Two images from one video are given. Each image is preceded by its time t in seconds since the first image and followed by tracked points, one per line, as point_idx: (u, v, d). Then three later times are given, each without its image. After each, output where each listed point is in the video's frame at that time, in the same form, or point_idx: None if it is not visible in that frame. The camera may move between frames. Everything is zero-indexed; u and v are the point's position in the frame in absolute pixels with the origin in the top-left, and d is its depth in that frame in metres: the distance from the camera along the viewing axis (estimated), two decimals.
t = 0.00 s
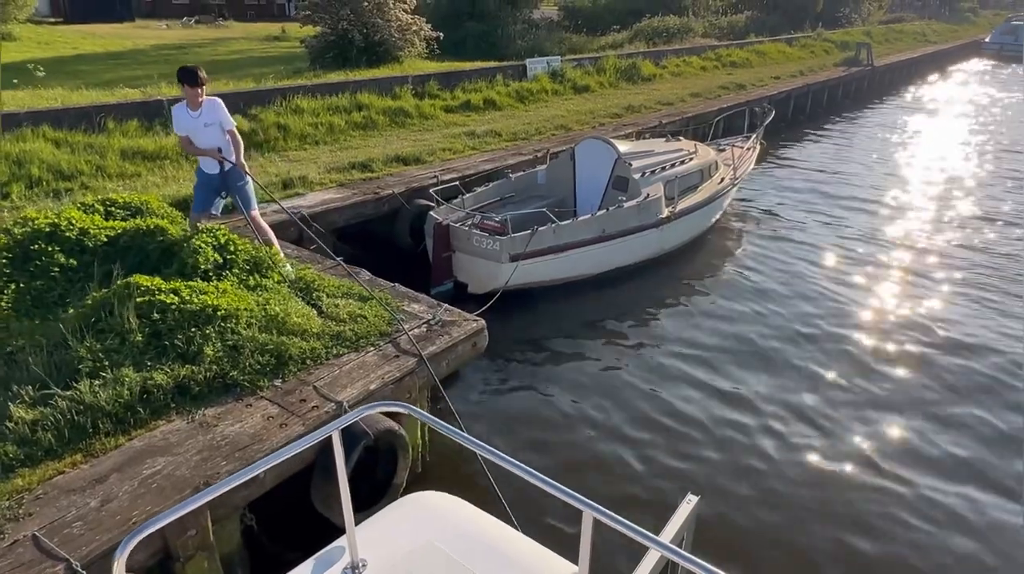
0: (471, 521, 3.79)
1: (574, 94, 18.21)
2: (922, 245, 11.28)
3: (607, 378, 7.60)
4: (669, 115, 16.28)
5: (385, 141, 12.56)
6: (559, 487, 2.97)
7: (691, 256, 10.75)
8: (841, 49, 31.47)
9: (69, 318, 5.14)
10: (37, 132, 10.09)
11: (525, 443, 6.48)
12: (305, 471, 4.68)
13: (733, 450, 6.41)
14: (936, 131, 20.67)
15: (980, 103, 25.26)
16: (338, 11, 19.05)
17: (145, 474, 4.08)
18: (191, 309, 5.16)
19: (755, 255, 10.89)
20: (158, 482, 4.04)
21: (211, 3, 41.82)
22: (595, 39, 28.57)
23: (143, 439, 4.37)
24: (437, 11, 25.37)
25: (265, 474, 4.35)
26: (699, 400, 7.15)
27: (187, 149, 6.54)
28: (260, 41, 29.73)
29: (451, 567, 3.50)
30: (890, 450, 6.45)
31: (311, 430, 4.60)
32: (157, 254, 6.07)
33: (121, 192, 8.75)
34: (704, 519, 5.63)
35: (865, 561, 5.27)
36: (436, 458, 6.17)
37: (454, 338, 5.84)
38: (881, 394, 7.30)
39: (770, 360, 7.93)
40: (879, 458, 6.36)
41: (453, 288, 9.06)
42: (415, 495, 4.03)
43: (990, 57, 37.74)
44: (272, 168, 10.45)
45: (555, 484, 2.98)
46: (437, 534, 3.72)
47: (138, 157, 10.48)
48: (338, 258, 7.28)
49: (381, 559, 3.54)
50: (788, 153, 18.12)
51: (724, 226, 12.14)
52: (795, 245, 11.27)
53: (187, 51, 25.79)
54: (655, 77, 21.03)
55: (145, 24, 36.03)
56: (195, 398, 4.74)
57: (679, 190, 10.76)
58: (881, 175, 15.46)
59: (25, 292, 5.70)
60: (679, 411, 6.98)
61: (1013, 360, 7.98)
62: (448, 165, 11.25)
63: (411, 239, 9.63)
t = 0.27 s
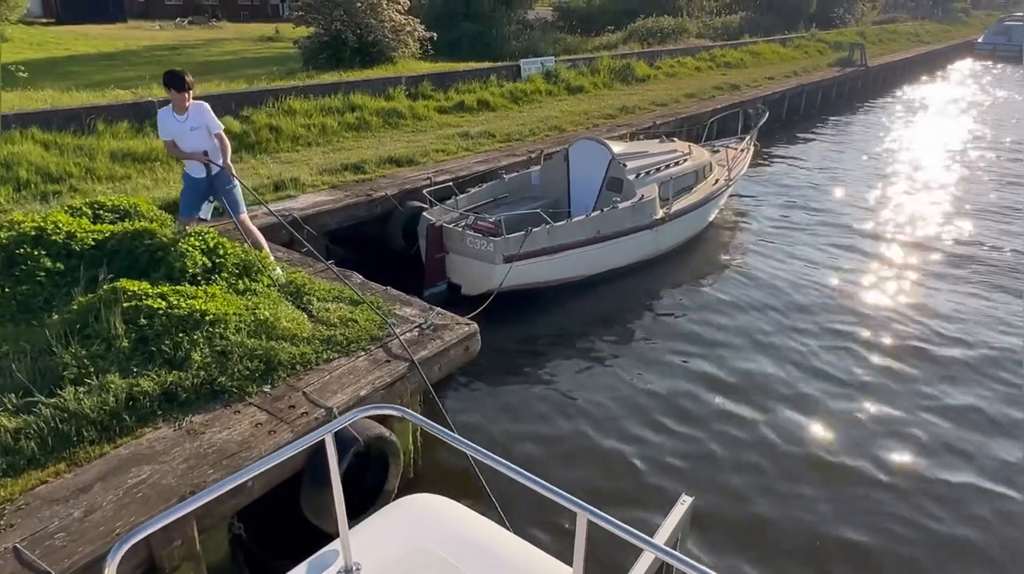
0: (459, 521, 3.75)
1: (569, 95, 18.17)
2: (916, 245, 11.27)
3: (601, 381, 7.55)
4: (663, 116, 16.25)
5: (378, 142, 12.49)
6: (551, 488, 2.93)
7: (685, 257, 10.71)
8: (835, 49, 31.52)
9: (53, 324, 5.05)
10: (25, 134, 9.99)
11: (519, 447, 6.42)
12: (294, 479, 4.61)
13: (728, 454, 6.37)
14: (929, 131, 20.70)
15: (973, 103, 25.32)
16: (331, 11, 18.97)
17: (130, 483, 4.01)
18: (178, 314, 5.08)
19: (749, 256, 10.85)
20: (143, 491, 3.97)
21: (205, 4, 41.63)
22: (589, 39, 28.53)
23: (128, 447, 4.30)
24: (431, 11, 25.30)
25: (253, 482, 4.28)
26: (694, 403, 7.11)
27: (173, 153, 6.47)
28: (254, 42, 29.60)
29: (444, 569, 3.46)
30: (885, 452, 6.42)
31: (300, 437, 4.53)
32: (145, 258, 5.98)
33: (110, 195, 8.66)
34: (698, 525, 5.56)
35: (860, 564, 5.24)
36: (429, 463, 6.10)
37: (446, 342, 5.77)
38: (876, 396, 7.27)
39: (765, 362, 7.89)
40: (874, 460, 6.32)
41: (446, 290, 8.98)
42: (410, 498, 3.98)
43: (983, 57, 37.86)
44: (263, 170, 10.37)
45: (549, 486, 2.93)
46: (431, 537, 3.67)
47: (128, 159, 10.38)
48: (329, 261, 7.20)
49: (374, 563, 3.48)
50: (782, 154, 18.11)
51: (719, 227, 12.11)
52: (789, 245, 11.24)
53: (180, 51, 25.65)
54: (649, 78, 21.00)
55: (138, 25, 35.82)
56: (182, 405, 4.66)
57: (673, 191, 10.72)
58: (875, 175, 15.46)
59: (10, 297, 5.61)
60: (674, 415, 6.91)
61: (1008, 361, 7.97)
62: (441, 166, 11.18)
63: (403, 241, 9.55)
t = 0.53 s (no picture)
0: (451, 523, 3.70)
1: (563, 95, 18.11)
2: (911, 245, 11.25)
3: (595, 383, 7.49)
4: (657, 116, 16.21)
5: (371, 143, 12.41)
6: (546, 492, 2.89)
7: (680, 259, 10.66)
8: (829, 49, 31.53)
9: (36, 330, 4.96)
10: (13, 135, 9.87)
11: (512, 451, 6.36)
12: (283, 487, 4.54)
13: (722, 456, 6.32)
14: (923, 130, 20.71)
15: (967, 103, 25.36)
16: (324, 11, 18.86)
17: (114, 494, 3.93)
18: (165, 320, 5.00)
19: (744, 257, 10.81)
20: (127, 502, 3.89)
21: (198, 4, 41.38)
22: (583, 39, 28.47)
23: (112, 456, 4.21)
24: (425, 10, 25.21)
25: (240, 491, 4.20)
26: (688, 405, 7.06)
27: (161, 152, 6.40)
28: (248, 42, 29.45)
29: (438, 573, 3.41)
30: (881, 455, 6.38)
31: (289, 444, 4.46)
32: (131, 261, 5.89)
33: (99, 197, 8.56)
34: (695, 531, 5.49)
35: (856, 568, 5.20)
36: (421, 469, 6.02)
37: (438, 347, 5.71)
38: (872, 397, 7.22)
39: (761, 362, 7.84)
40: (870, 462, 6.28)
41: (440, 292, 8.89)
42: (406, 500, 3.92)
43: (975, 57, 37.96)
44: (255, 172, 10.27)
45: (545, 491, 2.89)
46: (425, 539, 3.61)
47: (118, 161, 10.27)
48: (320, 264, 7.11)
49: (367, 567, 3.43)
50: (777, 154, 18.09)
51: (713, 227, 12.06)
52: (784, 246, 11.21)
53: (173, 51, 25.47)
54: (644, 78, 20.96)
55: (130, 25, 35.59)
56: (168, 412, 4.58)
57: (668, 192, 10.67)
58: (869, 175, 15.45)
59: None
60: (669, 418, 6.85)
61: (1002, 361, 7.95)
62: (435, 167, 11.11)
63: (396, 243, 9.45)
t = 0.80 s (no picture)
0: (447, 522, 3.64)
1: (557, 94, 18.05)
2: (906, 244, 11.23)
3: (590, 385, 7.43)
4: (652, 116, 16.17)
5: (364, 144, 12.33)
6: (543, 492, 2.83)
7: (675, 259, 10.61)
8: (823, 48, 31.54)
9: (21, 334, 4.87)
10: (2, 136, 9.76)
11: (507, 454, 6.30)
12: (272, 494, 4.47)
13: (719, 458, 6.27)
14: (918, 129, 20.72)
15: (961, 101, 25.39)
16: (317, 11, 18.75)
17: (98, 503, 3.85)
18: (152, 324, 4.92)
19: (740, 256, 10.77)
20: (112, 511, 3.81)
21: (191, 3, 41.16)
22: (578, 39, 28.41)
23: (98, 464, 4.14)
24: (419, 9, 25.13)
25: (228, 499, 4.13)
26: (684, 406, 7.01)
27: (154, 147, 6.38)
28: (241, 41, 29.28)
29: None
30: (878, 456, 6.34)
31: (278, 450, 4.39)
32: (119, 264, 5.81)
33: (88, 199, 8.46)
34: (691, 535, 5.43)
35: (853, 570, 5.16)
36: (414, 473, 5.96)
37: (431, 350, 5.64)
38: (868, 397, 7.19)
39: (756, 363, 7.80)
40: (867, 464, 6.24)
41: (434, 294, 8.82)
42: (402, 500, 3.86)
43: (969, 56, 38.04)
44: (247, 173, 10.18)
45: (541, 490, 2.84)
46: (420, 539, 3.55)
47: (108, 162, 10.17)
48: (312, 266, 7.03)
49: (362, 568, 3.37)
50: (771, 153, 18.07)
51: (709, 227, 12.02)
52: (779, 245, 11.17)
53: (165, 51, 25.30)
54: (638, 77, 20.91)
55: (122, 24, 35.37)
56: (156, 418, 4.51)
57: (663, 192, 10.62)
58: (864, 174, 15.43)
59: None
60: (666, 419, 6.79)
61: (998, 360, 7.92)
62: (428, 167, 11.03)
63: (389, 244, 9.39)
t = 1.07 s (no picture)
0: (444, 521, 3.58)
1: (552, 94, 17.99)
2: (901, 243, 11.22)
3: (586, 385, 7.38)
4: (647, 115, 16.13)
5: (357, 144, 12.25)
6: (538, 489, 2.79)
7: (670, 259, 10.57)
8: (817, 48, 31.56)
9: (7, 339, 4.80)
10: None
11: (502, 455, 6.24)
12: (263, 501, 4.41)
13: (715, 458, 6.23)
14: (912, 128, 20.73)
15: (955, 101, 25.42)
16: (311, 10, 18.65)
17: (84, 511, 3.78)
18: (141, 328, 4.85)
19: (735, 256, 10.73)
20: (98, 519, 3.75)
21: (184, 3, 40.95)
22: (573, 39, 28.34)
23: (84, 472, 4.07)
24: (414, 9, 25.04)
25: (217, 506, 4.07)
26: (680, 406, 6.96)
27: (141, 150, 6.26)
28: (234, 41, 29.12)
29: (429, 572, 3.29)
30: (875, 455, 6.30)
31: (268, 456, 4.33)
32: (107, 267, 5.74)
33: (78, 201, 8.37)
34: (688, 534, 5.39)
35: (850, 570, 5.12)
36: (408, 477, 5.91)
37: (423, 353, 5.58)
38: (865, 397, 7.16)
39: (752, 362, 7.76)
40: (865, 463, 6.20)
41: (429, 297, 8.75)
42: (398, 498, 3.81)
43: (962, 55, 38.13)
44: (239, 173, 10.10)
45: (537, 488, 2.79)
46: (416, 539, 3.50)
47: (99, 163, 10.07)
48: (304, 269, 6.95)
49: (357, 568, 3.31)
50: (766, 153, 18.05)
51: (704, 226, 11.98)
52: (775, 245, 11.14)
53: (158, 51, 25.13)
54: (633, 77, 20.88)
55: (115, 24, 35.14)
56: (144, 424, 4.44)
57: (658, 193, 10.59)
58: (859, 173, 15.43)
59: None
60: (662, 421, 6.74)
61: (994, 359, 7.91)
62: (422, 168, 10.97)
63: (383, 246, 9.32)
